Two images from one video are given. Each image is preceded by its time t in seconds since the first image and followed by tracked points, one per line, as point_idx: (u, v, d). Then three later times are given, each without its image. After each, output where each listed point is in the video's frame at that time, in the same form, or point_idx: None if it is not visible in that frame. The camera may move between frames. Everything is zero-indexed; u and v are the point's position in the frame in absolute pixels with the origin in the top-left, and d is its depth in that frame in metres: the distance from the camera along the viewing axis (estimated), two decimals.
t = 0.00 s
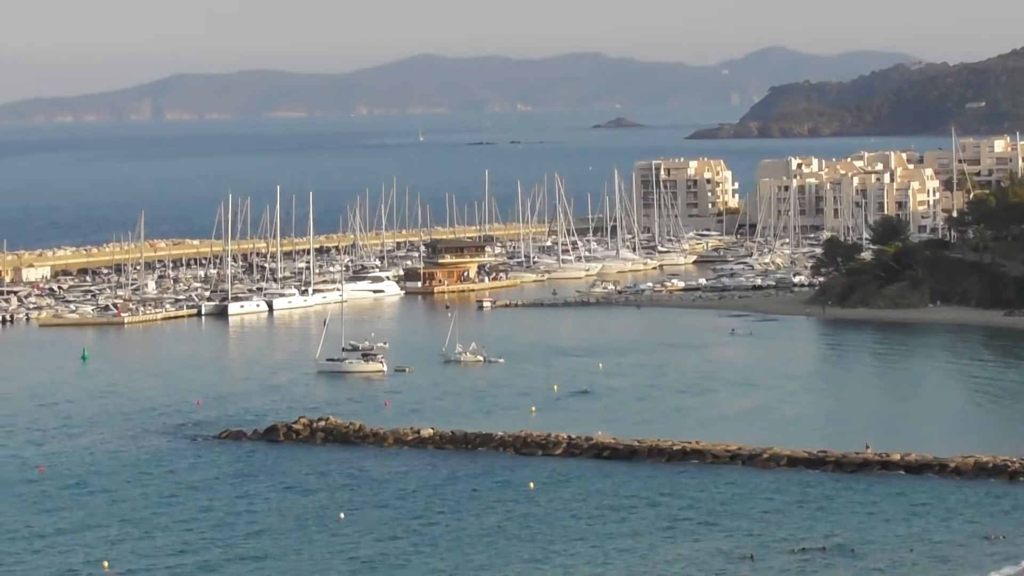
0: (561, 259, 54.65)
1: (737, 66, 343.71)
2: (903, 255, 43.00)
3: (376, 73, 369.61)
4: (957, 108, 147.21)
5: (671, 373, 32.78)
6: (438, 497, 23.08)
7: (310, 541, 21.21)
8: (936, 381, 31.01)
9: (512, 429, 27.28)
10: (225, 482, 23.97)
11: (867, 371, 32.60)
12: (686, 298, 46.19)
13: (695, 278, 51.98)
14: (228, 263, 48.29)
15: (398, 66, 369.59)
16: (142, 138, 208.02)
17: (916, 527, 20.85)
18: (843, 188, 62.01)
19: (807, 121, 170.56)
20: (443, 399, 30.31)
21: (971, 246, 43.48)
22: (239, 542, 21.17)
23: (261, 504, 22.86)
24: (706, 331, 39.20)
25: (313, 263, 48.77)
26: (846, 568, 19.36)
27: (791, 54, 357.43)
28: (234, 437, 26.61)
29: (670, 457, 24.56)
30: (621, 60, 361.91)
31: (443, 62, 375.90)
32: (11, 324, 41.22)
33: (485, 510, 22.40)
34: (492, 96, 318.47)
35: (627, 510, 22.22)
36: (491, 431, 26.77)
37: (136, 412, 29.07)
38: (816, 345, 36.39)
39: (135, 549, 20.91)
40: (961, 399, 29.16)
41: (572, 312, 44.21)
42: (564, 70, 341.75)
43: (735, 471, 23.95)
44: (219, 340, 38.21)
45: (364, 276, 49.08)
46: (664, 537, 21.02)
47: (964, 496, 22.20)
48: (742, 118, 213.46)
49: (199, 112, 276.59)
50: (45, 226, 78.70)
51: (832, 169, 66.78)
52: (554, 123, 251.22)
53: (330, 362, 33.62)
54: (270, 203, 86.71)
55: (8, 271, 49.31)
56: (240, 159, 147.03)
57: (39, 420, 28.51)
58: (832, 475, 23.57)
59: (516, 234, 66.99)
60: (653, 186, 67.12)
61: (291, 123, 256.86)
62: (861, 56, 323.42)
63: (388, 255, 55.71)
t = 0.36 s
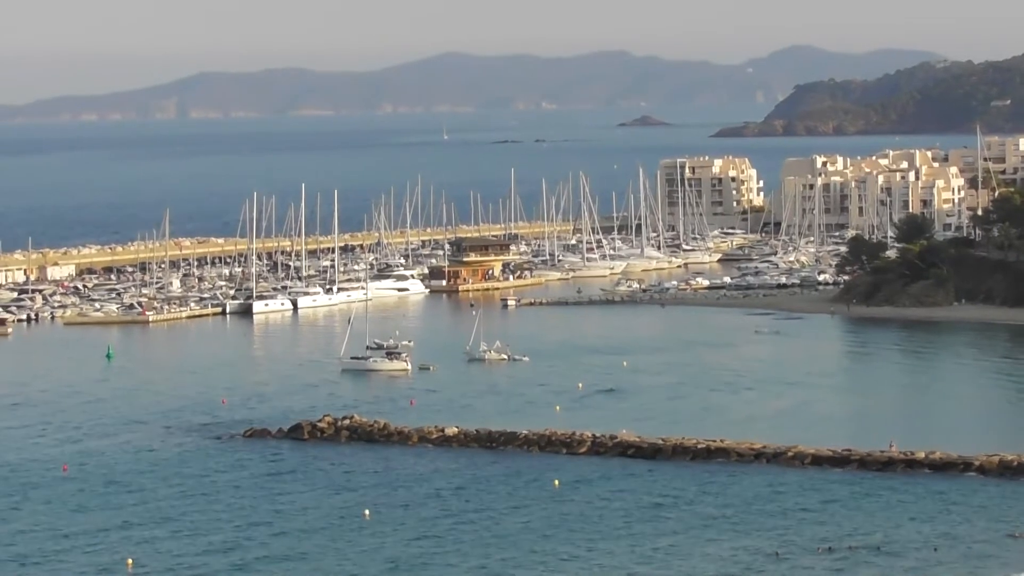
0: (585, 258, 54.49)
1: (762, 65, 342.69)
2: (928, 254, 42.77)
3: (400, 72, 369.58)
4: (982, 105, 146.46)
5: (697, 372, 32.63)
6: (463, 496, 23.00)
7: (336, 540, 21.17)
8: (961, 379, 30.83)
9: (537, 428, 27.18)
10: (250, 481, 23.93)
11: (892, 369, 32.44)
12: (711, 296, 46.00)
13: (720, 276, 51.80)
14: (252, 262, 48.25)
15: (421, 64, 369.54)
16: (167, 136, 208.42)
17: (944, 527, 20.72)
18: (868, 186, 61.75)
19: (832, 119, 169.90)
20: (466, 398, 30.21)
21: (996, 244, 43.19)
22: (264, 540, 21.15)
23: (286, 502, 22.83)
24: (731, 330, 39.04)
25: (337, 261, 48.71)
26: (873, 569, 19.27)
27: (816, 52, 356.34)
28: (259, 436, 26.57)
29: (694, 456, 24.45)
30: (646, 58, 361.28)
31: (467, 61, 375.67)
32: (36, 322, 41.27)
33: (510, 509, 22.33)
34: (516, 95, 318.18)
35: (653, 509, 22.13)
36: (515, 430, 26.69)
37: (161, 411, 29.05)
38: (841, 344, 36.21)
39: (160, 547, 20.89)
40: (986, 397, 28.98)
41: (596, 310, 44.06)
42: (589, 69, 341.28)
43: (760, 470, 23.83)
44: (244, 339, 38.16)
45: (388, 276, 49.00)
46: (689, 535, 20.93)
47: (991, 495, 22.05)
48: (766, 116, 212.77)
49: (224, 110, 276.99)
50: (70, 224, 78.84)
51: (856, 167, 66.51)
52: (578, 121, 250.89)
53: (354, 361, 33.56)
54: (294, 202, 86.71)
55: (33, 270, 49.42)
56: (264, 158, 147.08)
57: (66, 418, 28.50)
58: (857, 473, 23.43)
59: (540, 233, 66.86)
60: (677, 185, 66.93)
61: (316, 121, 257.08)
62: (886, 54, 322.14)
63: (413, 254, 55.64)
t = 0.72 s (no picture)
0: (601, 259, 54.43)
1: (778, 66, 342.28)
2: (944, 255, 42.63)
3: (415, 74, 369.79)
4: (998, 107, 146.02)
5: (713, 373, 32.58)
6: (478, 498, 22.97)
7: (352, 540, 21.17)
8: (976, 381, 30.74)
9: (552, 429, 27.14)
10: (266, 482, 23.92)
11: (907, 370, 32.35)
12: (726, 298, 45.93)
13: (735, 278, 51.71)
14: (268, 263, 48.28)
15: (436, 66, 369.78)
16: (182, 138, 208.84)
17: (960, 528, 20.67)
18: (884, 187, 61.70)
19: (848, 121, 169.51)
20: (483, 399, 30.17)
21: (1013, 246, 43.07)
22: (279, 541, 21.13)
23: (302, 503, 22.81)
24: (747, 331, 38.99)
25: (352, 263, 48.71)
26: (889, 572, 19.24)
27: (832, 54, 355.73)
28: (274, 437, 26.55)
29: (709, 457, 24.38)
30: (661, 60, 360.96)
31: (483, 62, 375.86)
32: (52, 323, 41.34)
33: (526, 509, 22.29)
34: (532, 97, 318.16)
35: (668, 510, 22.08)
36: (530, 431, 26.64)
37: (176, 412, 29.08)
38: (856, 345, 36.13)
39: (176, 548, 20.87)
40: (1002, 399, 28.88)
41: (612, 312, 44.00)
42: (604, 71, 341.10)
43: (776, 472, 23.77)
44: (260, 341, 38.21)
45: (404, 276, 49.00)
46: (706, 537, 20.89)
47: (1007, 497, 21.98)
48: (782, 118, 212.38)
49: (239, 112, 277.42)
50: (86, 226, 79.00)
51: (872, 169, 66.37)
52: (594, 122, 250.64)
53: (369, 362, 33.56)
54: (310, 204, 86.80)
55: (49, 271, 49.52)
56: (279, 159, 147.21)
57: (82, 419, 28.52)
58: (873, 476, 23.35)
59: (556, 234, 66.82)
60: (692, 187, 66.85)
61: (331, 122, 257.37)
62: (901, 57, 321.58)
63: (428, 255, 55.64)
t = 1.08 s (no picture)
0: (632, 257, 54.27)
1: (810, 64, 341.19)
2: (976, 254, 42.30)
3: (446, 72, 369.65)
4: None
5: (745, 371, 32.44)
6: (508, 495, 22.91)
7: (383, 538, 21.14)
8: (1010, 379, 30.50)
9: (584, 428, 27.04)
10: (297, 480, 23.89)
11: (940, 369, 32.14)
12: (757, 296, 45.72)
13: (767, 276, 51.50)
14: (299, 262, 48.27)
15: (466, 64, 369.63)
16: (213, 137, 209.28)
17: (995, 527, 20.51)
18: (916, 185, 61.37)
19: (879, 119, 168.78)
20: (514, 397, 30.08)
21: None
22: (312, 539, 21.10)
23: (333, 501, 22.78)
24: (778, 330, 38.79)
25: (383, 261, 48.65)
26: (923, 571, 19.12)
27: (864, 52, 354.34)
28: (306, 435, 26.52)
29: (741, 456, 24.26)
30: (692, 58, 360.16)
31: (513, 60, 375.70)
32: (85, 322, 41.42)
33: (557, 507, 22.23)
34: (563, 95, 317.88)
35: (700, 508, 21.97)
36: (561, 430, 26.55)
37: (209, 411, 29.08)
38: (889, 344, 35.91)
39: (207, 546, 20.84)
40: None
41: (643, 310, 43.84)
42: (635, 69, 340.59)
43: (808, 470, 23.63)
44: (291, 339, 38.18)
45: (435, 275, 48.91)
46: (739, 536, 20.79)
47: None
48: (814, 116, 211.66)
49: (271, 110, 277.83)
50: (118, 224, 79.17)
51: (904, 167, 66.06)
52: (625, 121, 250.28)
53: (400, 361, 33.49)
54: (341, 203, 86.84)
55: (82, 270, 49.65)
56: (310, 157, 147.34)
57: (114, 417, 28.55)
58: (905, 474, 23.19)
59: (587, 232, 66.67)
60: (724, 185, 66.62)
61: (362, 121, 257.61)
62: (934, 55, 320.11)
63: (460, 253, 55.53)
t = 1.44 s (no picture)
0: (672, 255, 54.08)
1: (850, 62, 339.89)
2: (1018, 251, 41.85)
3: (485, 70, 369.75)
4: None
5: (786, 369, 32.23)
6: (549, 493, 22.81)
7: (424, 535, 21.07)
8: None
9: (623, 425, 26.91)
10: (338, 477, 23.84)
11: (981, 366, 31.88)
12: (797, 294, 45.47)
13: (807, 274, 51.23)
14: (339, 259, 48.29)
15: (505, 62, 369.63)
16: (253, 134, 209.88)
17: None
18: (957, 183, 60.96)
19: (920, 117, 167.98)
20: (554, 395, 29.96)
21: None
22: (351, 537, 21.02)
23: (372, 498, 22.69)
24: (819, 327, 38.55)
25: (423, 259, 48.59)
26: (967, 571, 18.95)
27: (905, 49, 352.70)
28: (346, 432, 26.47)
29: (782, 453, 24.09)
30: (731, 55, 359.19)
31: (552, 57, 375.43)
32: (125, 318, 41.54)
33: (597, 505, 22.12)
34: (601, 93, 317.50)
35: (741, 506, 21.83)
36: (601, 427, 26.42)
37: (249, 407, 29.09)
38: (930, 341, 35.63)
39: (247, 544, 20.78)
40: None
41: (683, 308, 43.66)
42: (674, 66, 339.92)
43: (849, 468, 23.44)
44: (331, 336, 38.18)
45: (475, 272, 48.84)
46: (781, 534, 20.63)
47: None
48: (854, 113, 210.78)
49: (311, 108, 278.45)
50: (159, 221, 79.44)
51: (945, 164, 65.64)
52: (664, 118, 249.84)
53: (440, 358, 33.43)
54: (381, 200, 86.94)
55: (122, 267, 49.82)
56: (349, 154, 147.54)
57: (154, 414, 28.58)
58: (947, 472, 22.99)
59: (627, 230, 66.49)
60: (764, 182, 66.32)
61: (402, 118, 257.95)
62: (975, 51, 318.31)
63: (500, 251, 55.44)
